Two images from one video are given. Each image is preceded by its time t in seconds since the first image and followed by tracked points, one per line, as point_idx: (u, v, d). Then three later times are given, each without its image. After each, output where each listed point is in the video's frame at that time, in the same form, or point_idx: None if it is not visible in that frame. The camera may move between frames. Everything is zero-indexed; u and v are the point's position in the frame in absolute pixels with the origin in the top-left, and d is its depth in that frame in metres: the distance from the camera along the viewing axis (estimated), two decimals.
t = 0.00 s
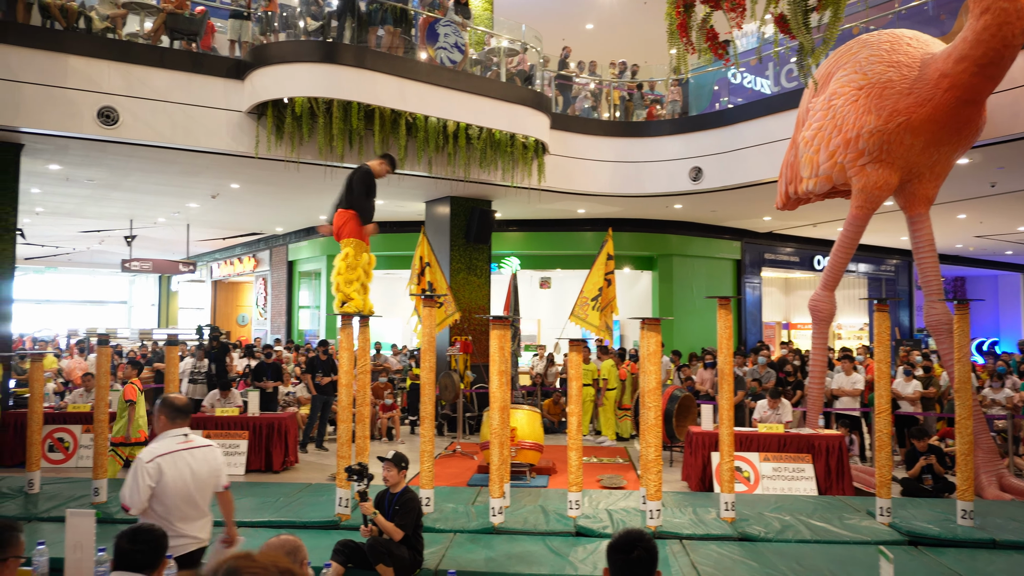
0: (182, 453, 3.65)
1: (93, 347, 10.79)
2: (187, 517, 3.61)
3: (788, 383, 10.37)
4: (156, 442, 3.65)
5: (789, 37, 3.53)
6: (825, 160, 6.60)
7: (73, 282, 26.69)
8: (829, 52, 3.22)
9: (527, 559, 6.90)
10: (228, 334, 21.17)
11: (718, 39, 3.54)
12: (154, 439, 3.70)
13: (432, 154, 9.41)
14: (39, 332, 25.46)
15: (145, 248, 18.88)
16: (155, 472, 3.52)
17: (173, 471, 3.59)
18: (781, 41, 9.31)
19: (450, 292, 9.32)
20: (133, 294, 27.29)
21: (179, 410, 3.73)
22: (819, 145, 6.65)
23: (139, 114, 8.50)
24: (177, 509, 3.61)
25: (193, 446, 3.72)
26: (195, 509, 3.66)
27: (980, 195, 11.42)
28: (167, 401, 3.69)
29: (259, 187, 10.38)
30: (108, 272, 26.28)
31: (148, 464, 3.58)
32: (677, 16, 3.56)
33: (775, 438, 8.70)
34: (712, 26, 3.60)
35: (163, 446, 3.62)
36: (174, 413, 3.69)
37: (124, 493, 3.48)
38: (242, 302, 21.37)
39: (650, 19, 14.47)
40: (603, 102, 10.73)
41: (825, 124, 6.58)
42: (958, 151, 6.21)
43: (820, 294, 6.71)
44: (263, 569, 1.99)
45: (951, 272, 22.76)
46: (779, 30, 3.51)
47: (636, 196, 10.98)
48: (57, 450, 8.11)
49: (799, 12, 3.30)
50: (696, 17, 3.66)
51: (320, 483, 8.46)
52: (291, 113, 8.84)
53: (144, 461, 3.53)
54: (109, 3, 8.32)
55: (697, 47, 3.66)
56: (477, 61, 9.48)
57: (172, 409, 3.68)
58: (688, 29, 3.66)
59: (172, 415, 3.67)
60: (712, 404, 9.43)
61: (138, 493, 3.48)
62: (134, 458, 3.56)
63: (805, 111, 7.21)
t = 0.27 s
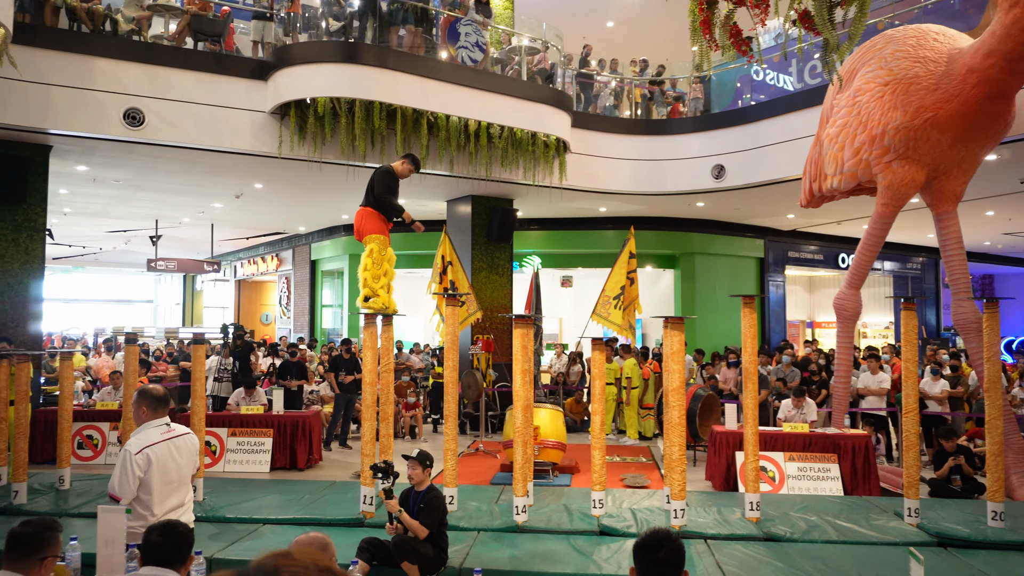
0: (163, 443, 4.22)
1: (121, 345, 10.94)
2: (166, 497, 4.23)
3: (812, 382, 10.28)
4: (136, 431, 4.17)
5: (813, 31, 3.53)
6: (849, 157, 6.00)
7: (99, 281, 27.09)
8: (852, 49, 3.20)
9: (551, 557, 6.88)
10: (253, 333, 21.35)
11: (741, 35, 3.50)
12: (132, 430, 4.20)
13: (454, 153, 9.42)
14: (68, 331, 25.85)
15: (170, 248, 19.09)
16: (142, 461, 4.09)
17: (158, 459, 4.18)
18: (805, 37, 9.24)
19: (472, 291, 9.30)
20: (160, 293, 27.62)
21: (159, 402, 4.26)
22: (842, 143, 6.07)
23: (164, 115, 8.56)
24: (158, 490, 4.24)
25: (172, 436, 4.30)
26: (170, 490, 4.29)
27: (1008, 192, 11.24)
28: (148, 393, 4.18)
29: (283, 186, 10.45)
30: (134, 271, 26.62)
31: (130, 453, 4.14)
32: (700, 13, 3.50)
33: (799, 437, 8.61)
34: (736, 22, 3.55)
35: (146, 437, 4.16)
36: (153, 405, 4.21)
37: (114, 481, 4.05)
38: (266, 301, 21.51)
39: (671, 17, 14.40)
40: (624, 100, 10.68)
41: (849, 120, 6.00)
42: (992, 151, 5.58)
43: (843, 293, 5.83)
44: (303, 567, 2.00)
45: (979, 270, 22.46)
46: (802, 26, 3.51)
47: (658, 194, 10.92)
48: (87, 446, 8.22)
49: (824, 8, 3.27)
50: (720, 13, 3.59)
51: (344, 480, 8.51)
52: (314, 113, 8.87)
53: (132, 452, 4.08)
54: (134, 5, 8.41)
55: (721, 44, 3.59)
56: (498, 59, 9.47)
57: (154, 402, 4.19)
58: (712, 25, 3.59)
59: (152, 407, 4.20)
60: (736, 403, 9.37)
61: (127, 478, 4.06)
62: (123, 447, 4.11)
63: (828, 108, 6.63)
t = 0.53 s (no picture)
0: (145, 444, 4.29)
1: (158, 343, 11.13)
2: (149, 497, 4.30)
3: (848, 381, 10.12)
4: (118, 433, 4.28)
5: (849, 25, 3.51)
6: (882, 152, 5.25)
7: (135, 281, 27.59)
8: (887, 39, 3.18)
9: (583, 556, 6.84)
10: (285, 331, 21.60)
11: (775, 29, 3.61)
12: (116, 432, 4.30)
13: (483, 151, 9.42)
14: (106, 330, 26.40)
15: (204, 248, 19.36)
16: (123, 462, 4.18)
17: (140, 460, 4.26)
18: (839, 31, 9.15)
19: (503, 289, 9.29)
20: (194, 292, 28.06)
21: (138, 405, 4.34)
22: (873, 137, 5.32)
23: (198, 116, 8.63)
24: (137, 489, 4.31)
25: (154, 436, 4.37)
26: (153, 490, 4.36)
27: None
28: (124, 397, 4.27)
29: (314, 186, 10.52)
30: (169, 271, 27.07)
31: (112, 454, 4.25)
32: (732, 7, 3.64)
33: (834, 437, 8.48)
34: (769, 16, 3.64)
35: (129, 438, 4.26)
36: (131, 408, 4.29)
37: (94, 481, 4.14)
38: (298, 299, 21.70)
39: (700, 12, 14.27)
40: (655, 96, 10.60)
41: (882, 114, 5.26)
42: None
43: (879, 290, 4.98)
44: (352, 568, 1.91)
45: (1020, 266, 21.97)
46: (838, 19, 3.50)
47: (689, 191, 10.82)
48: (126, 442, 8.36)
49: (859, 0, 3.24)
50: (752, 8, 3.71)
51: (376, 478, 8.55)
52: (345, 113, 8.88)
53: (114, 454, 4.17)
54: (169, 8, 8.51)
55: (754, 38, 3.69)
56: (527, 57, 9.45)
57: (132, 403, 4.27)
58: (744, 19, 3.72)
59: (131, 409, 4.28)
60: (770, 402, 9.25)
61: (108, 479, 4.15)
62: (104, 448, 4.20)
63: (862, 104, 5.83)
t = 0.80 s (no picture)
0: (141, 434, 4.34)
1: (201, 342, 11.34)
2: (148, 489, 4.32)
3: (893, 381, 9.91)
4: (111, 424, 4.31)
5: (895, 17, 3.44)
6: (929, 146, 4.66)
7: (180, 281, 28.14)
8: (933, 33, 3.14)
9: (623, 557, 6.78)
10: (324, 330, 21.88)
11: (817, 23, 3.53)
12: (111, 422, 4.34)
13: (520, 150, 9.41)
14: (150, 330, 27.04)
15: (246, 249, 19.68)
16: (120, 452, 4.21)
17: (136, 450, 4.29)
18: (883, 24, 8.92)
19: (540, 289, 9.28)
20: (235, 292, 28.56)
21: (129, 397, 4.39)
22: (919, 132, 4.74)
23: (239, 118, 8.72)
24: (135, 481, 4.32)
25: (149, 427, 4.41)
26: (148, 482, 4.38)
27: None
28: (118, 391, 4.34)
29: (352, 186, 10.60)
30: (211, 271, 27.59)
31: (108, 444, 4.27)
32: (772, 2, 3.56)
33: (879, 438, 8.28)
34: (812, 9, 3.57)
35: (125, 429, 4.29)
36: (125, 402, 4.36)
37: (89, 469, 4.15)
38: (337, 299, 21.95)
39: (738, 7, 14.09)
40: (693, 93, 10.49)
41: (927, 107, 4.70)
42: None
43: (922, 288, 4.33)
44: (421, 570, 1.95)
45: None
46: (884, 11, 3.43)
47: (728, 189, 10.69)
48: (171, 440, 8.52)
49: None
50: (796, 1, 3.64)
51: (415, 476, 8.59)
52: (382, 114, 8.90)
53: (110, 444, 4.20)
54: (210, 13, 8.62)
55: (796, 32, 3.62)
56: (564, 56, 9.41)
57: (125, 397, 4.34)
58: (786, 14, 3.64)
59: (125, 403, 4.35)
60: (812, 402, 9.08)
61: (105, 469, 4.16)
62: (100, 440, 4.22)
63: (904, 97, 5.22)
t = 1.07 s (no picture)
0: (146, 433, 4.42)
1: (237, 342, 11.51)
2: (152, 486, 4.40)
3: (933, 381, 9.72)
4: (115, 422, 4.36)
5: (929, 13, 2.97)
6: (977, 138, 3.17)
7: (217, 282, 28.61)
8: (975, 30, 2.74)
9: (657, 558, 6.74)
10: (358, 330, 22.09)
11: (854, 18, 2.94)
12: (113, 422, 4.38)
13: (552, 150, 9.41)
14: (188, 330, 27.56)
15: (281, 250, 19.96)
16: (132, 447, 4.29)
17: (143, 448, 4.37)
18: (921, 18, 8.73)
19: (573, 289, 9.27)
20: (270, 292, 28.94)
21: (132, 396, 4.45)
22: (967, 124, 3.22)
23: (274, 121, 8.82)
24: (141, 478, 4.39)
25: (150, 427, 4.49)
26: (150, 480, 4.45)
27: None
28: (120, 389, 4.38)
29: (385, 187, 10.67)
30: (247, 272, 28.03)
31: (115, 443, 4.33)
32: None
33: (919, 440, 8.03)
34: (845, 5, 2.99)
35: (132, 426, 4.37)
36: (126, 400, 4.40)
37: (103, 464, 4.19)
38: (370, 299, 22.14)
39: (771, 3, 13.93)
40: (726, 91, 10.42)
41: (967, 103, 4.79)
42: None
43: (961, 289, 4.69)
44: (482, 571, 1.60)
45: None
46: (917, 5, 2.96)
47: (763, 187, 10.57)
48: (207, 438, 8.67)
49: None
50: None
51: (448, 475, 8.63)
52: (415, 115, 8.93)
53: (121, 439, 4.27)
54: (245, 17, 8.73)
55: (829, 31, 3.00)
56: (596, 55, 9.40)
57: (132, 395, 4.40)
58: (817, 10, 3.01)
59: (129, 401, 4.41)
60: (849, 403, 8.88)
61: (118, 464, 4.22)
62: (109, 436, 4.27)
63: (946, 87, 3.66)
